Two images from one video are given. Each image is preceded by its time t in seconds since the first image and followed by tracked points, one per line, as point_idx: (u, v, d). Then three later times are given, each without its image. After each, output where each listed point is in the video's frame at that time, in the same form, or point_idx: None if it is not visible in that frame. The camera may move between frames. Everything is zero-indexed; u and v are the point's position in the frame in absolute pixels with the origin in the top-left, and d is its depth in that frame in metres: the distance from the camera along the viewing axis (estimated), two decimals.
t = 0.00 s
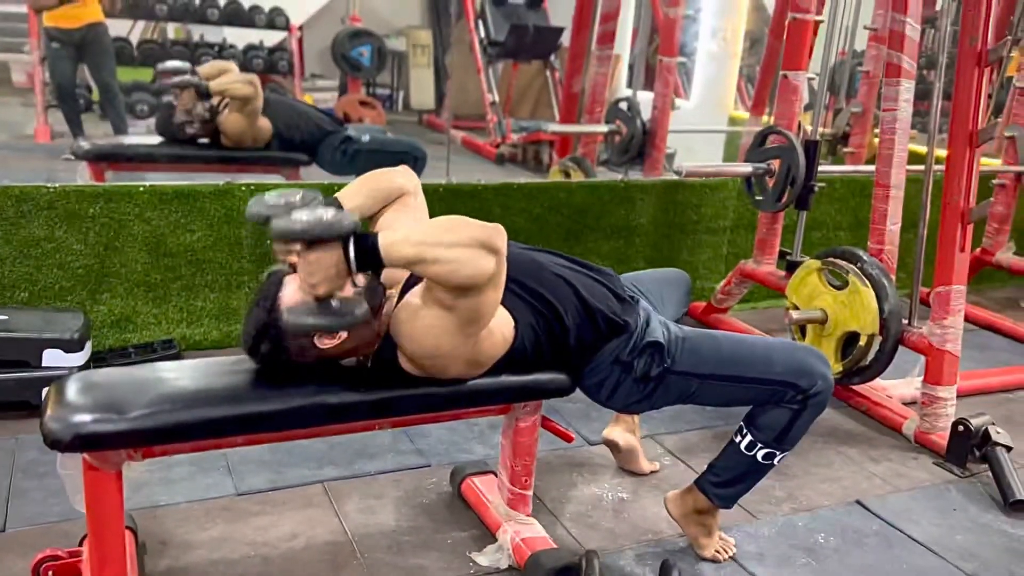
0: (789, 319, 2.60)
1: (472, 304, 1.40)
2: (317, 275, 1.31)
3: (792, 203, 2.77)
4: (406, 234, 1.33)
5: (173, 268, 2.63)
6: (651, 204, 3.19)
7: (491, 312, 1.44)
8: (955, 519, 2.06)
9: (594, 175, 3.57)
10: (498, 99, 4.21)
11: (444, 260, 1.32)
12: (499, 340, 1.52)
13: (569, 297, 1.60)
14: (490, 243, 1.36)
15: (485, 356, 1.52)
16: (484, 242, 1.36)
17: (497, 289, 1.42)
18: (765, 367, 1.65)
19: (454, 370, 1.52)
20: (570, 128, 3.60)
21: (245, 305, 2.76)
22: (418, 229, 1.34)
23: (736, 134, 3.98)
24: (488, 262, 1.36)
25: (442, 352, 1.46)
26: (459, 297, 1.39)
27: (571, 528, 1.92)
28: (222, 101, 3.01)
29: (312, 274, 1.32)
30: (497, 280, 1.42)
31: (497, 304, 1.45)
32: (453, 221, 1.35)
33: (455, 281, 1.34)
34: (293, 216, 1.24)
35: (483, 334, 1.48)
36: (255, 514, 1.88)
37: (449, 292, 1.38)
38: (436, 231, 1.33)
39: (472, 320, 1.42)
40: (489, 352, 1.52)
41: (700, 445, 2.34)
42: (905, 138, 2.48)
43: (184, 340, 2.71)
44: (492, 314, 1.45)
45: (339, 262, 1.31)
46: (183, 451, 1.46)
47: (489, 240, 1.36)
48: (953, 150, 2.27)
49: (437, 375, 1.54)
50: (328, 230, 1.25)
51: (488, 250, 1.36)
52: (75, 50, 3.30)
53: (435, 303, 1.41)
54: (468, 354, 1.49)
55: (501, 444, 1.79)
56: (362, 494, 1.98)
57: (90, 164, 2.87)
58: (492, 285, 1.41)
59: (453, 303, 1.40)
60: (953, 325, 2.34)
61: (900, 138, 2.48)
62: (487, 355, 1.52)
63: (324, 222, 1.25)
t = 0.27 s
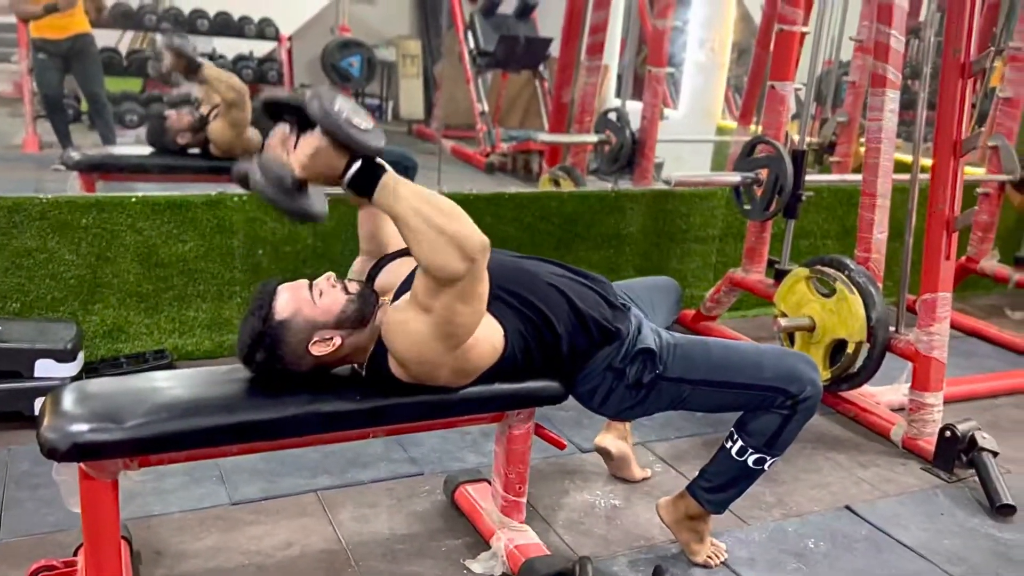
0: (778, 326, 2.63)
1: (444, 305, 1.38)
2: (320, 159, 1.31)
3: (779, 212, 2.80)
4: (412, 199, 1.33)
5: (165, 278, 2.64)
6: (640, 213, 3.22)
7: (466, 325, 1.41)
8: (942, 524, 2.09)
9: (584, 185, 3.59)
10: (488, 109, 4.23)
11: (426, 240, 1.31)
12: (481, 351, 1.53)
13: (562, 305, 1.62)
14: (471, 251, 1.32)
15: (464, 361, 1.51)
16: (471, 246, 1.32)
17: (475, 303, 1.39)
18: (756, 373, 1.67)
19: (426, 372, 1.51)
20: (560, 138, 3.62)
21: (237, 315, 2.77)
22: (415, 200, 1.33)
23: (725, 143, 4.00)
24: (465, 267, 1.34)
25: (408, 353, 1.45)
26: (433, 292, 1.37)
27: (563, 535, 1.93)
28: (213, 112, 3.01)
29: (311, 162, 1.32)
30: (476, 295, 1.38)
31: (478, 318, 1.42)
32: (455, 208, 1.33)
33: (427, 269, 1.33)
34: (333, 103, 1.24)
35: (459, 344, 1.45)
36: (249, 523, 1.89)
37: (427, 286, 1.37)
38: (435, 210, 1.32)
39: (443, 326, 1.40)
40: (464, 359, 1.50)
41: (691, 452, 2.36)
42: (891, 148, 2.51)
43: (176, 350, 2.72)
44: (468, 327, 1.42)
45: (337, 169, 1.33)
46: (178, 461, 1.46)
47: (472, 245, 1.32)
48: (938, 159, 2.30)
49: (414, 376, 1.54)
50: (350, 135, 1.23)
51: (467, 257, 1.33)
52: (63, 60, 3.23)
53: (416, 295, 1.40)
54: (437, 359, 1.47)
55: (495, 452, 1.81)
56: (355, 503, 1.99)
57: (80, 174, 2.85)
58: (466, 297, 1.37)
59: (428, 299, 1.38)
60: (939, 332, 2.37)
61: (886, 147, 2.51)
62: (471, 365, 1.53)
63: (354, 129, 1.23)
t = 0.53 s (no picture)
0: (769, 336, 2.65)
1: (397, 299, 1.38)
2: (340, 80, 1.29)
3: (769, 223, 2.82)
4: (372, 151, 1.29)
5: (156, 289, 2.63)
6: (631, 223, 3.23)
7: (419, 326, 1.40)
8: (933, 533, 2.10)
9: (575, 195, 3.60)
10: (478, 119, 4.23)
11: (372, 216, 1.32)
12: (467, 363, 1.53)
13: (556, 317, 1.63)
14: (409, 239, 1.32)
15: (445, 370, 1.51)
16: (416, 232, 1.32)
17: (429, 304, 1.38)
18: (748, 385, 1.68)
19: (405, 381, 1.51)
20: (550, 148, 3.63)
21: (228, 326, 2.76)
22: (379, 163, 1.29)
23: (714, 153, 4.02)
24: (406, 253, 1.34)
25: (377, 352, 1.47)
26: (387, 280, 1.38)
27: (556, 546, 1.93)
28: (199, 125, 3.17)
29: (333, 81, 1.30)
30: (427, 294, 1.37)
31: (436, 321, 1.40)
32: (413, 184, 1.31)
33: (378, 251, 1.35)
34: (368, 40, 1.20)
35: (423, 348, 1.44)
36: (241, 536, 1.88)
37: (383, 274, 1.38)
38: (395, 183, 1.29)
39: (399, 323, 1.40)
40: (443, 368, 1.50)
41: (683, 462, 2.36)
42: (879, 159, 2.53)
43: (167, 361, 2.71)
44: (426, 329, 1.40)
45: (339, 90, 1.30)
46: (171, 475, 1.45)
47: (412, 232, 1.32)
48: (926, 170, 2.32)
49: (400, 387, 1.55)
50: (352, 74, 1.20)
51: (406, 244, 1.33)
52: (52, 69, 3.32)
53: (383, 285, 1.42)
54: (404, 365, 1.47)
55: (488, 463, 1.81)
56: (348, 515, 1.98)
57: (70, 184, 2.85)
58: (416, 294, 1.37)
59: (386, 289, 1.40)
60: (928, 342, 2.38)
61: (875, 159, 2.53)
62: (461, 378, 1.54)
63: (354, 73, 1.20)
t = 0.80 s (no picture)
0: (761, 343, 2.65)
1: (379, 294, 1.38)
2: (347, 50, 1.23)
3: (760, 231, 2.82)
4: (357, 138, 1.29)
5: (144, 299, 2.61)
6: (622, 231, 3.23)
7: (400, 324, 1.38)
8: (927, 540, 2.10)
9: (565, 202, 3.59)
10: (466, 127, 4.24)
11: (355, 204, 1.34)
12: (460, 369, 1.52)
13: (551, 327, 1.63)
14: (385, 227, 1.32)
15: (435, 377, 1.49)
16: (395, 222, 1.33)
17: (411, 299, 1.37)
18: (743, 394, 1.67)
19: (395, 390, 1.49)
20: (541, 156, 3.63)
21: (217, 336, 2.74)
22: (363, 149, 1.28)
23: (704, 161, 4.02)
24: (385, 242, 1.34)
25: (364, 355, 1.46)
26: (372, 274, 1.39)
27: (551, 557, 1.92)
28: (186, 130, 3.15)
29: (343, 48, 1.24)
30: (408, 289, 1.36)
31: (417, 320, 1.38)
32: (397, 175, 1.30)
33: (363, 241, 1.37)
34: (362, 51, 1.13)
35: (408, 351, 1.42)
36: (232, 550, 1.86)
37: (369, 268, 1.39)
38: (377, 174, 1.29)
39: (382, 321, 1.39)
40: (433, 375, 1.48)
41: (676, 470, 2.36)
42: (870, 166, 2.54)
43: (156, 372, 2.68)
44: (408, 328, 1.38)
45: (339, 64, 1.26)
46: (162, 489, 1.44)
47: (389, 220, 1.32)
48: (917, 177, 2.33)
49: (393, 398, 1.54)
50: (332, 79, 1.14)
51: (384, 232, 1.33)
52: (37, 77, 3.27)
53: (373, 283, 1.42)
54: (390, 371, 1.44)
55: (482, 475, 1.80)
56: (340, 527, 1.97)
57: (56, 194, 2.82)
58: (397, 287, 1.36)
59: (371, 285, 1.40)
60: (920, 348, 2.39)
61: (865, 166, 2.54)
62: (454, 385, 1.52)
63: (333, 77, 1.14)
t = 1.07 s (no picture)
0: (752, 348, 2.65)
1: (373, 298, 1.37)
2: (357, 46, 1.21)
3: (749, 235, 2.82)
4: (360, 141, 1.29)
5: (131, 308, 2.58)
6: (612, 236, 3.22)
7: (392, 328, 1.37)
8: (920, 544, 2.10)
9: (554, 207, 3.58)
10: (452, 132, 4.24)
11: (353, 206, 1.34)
12: (455, 378, 1.50)
13: (546, 336, 1.61)
14: (380, 231, 1.32)
15: (429, 385, 1.47)
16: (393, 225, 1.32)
17: (404, 304, 1.36)
18: (739, 402, 1.67)
19: (389, 399, 1.47)
20: (529, 161, 3.62)
21: (205, 345, 2.71)
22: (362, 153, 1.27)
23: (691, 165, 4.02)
24: (380, 245, 1.34)
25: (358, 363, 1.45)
26: (367, 278, 1.38)
27: (546, 567, 1.91)
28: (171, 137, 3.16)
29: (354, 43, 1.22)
30: (401, 294, 1.35)
31: (410, 326, 1.37)
32: (395, 180, 1.29)
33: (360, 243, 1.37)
34: (350, 62, 1.11)
35: (401, 358, 1.40)
36: (224, 563, 1.84)
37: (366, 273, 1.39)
38: (374, 179, 1.28)
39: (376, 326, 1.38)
40: (427, 383, 1.47)
41: (669, 476, 2.35)
42: (858, 170, 2.55)
43: (143, 382, 2.66)
44: (400, 334, 1.37)
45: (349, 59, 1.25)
46: (154, 505, 1.42)
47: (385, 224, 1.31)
48: (906, 181, 2.33)
49: (387, 407, 1.52)
50: (319, 83, 1.14)
51: (380, 236, 1.33)
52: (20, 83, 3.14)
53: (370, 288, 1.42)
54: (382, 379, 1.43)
55: (477, 485, 1.79)
56: (333, 538, 1.95)
57: (39, 202, 2.77)
58: (391, 292, 1.35)
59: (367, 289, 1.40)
60: (911, 352, 2.40)
61: (854, 170, 2.54)
62: (448, 393, 1.51)
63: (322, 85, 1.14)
